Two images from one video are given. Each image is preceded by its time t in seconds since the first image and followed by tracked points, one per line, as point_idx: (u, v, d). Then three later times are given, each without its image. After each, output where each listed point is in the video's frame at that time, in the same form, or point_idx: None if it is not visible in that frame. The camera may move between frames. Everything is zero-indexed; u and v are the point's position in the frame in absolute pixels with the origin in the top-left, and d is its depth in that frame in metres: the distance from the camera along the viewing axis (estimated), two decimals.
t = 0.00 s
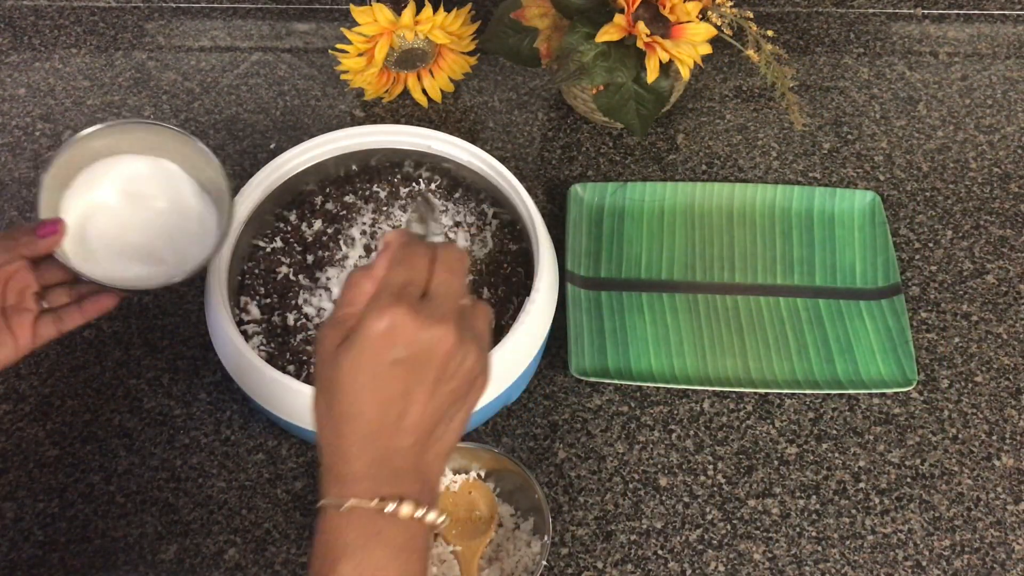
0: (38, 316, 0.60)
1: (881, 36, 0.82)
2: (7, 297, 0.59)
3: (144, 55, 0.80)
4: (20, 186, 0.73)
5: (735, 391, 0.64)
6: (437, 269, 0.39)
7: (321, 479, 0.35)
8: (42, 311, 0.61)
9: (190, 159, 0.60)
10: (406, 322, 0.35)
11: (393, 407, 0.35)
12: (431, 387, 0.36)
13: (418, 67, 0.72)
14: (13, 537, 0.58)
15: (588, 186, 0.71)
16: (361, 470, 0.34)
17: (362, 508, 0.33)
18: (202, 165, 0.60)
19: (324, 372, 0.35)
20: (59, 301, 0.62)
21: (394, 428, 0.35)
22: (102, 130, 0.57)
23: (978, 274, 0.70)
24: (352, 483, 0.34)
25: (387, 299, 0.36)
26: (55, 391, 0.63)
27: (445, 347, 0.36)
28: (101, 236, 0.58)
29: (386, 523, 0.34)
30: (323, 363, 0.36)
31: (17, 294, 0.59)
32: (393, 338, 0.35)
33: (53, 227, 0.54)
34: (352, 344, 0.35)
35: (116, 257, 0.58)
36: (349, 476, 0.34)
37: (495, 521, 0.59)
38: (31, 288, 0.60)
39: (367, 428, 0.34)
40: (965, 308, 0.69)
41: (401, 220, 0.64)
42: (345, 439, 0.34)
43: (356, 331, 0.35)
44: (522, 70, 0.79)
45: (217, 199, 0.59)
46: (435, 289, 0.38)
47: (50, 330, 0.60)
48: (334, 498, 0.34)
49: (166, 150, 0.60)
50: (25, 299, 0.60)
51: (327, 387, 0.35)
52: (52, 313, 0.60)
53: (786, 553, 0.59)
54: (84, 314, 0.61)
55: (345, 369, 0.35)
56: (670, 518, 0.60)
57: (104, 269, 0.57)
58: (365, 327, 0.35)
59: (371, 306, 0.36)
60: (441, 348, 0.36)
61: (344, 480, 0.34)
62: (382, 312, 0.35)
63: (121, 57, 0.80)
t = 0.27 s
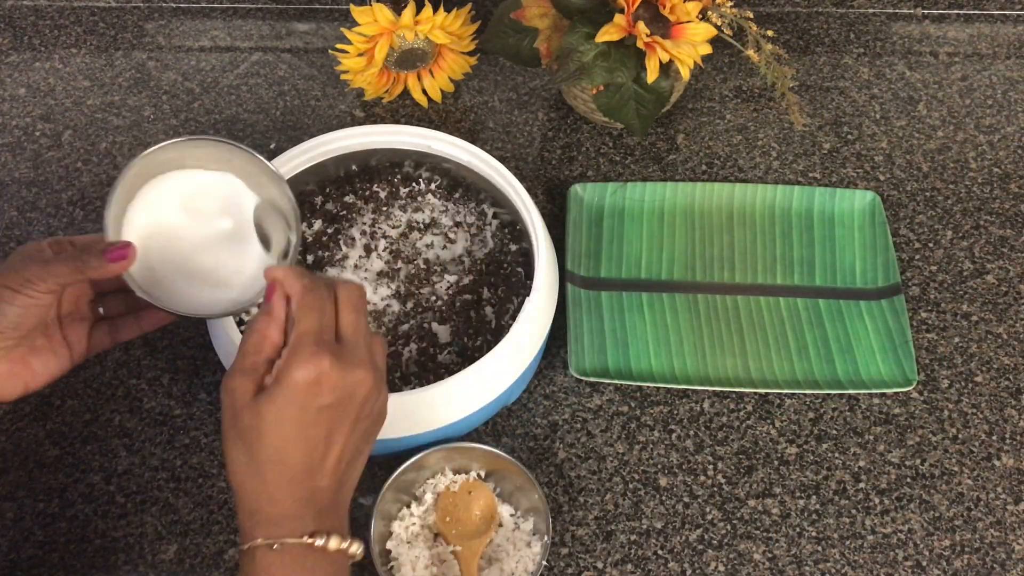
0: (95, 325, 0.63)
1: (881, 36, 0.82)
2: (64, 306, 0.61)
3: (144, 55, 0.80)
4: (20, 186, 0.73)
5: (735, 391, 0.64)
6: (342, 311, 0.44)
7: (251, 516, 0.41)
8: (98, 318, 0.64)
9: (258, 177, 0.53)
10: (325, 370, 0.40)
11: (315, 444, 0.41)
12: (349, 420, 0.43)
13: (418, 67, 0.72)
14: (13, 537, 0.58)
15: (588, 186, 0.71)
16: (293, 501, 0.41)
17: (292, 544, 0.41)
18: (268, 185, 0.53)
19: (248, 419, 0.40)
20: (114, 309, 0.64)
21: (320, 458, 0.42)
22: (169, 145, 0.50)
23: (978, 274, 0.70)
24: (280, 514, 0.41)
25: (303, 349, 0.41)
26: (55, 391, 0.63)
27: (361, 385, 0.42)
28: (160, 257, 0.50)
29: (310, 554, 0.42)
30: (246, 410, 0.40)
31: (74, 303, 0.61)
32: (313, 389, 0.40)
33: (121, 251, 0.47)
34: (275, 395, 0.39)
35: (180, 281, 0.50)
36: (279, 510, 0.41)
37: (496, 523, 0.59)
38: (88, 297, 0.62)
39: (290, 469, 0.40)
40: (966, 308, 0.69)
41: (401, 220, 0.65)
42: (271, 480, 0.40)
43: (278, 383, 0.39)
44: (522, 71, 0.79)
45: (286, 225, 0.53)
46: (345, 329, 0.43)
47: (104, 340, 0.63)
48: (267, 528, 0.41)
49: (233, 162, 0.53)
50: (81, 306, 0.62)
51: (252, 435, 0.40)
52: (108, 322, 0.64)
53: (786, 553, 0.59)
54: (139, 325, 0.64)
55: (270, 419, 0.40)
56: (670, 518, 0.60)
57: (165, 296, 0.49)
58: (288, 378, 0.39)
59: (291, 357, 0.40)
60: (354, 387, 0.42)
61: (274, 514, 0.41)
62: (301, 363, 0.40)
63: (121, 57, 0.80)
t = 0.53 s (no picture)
0: (110, 318, 0.62)
1: (881, 36, 0.82)
2: (81, 299, 0.60)
3: (144, 55, 0.80)
4: (20, 186, 0.73)
5: (735, 391, 0.64)
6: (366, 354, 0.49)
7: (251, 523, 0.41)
8: (115, 311, 0.62)
9: (273, 172, 0.54)
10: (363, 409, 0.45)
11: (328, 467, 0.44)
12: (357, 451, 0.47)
13: (418, 67, 0.72)
14: (13, 537, 0.58)
15: (588, 187, 0.71)
16: (294, 516, 0.42)
17: (294, 556, 0.41)
18: (286, 179, 0.54)
19: (284, 429, 0.42)
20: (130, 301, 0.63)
21: (322, 481, 0.45)
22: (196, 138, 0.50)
23: (978, 274, 0.70)
24: (284, 524, 0.42)
25: (349, 382, 0.45)
26: (55, 391, 0.63)
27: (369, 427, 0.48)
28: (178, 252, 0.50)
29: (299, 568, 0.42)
30: (279, 421, 0.42)
31: (91, 295, 0.60)
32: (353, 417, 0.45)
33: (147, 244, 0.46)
34: (322, 413, 0.43)
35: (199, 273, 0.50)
36: (288, 520, 0.42)
37: (496, 523, 0.58)
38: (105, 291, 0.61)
39: (309, 484, 0.43)
40: (966, 308, 0.69)
41: (401, 220, 0.65)
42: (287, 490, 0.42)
43: (328, 402, 0.44)
44: (522, 71, 0.79)
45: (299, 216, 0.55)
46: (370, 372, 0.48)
47: (121, 333, 0.62)
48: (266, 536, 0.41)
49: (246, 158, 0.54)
50: (98, 300, 0.61)
51: (285, 445, 0.42)
52: (125, 315, 0.63)
53: (786, 553, 0.59)
54: (156, 319, 0.63)
55: (311, 436, 0.43)
56: (670, 518, 0.60)
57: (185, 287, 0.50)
58: (337, 403, 0.44)
59: (340, 384, 0.45)
60: (370, 426, 0.47)
61: (275, 523, 0.41)
62: (348, 392, 0.45)
63: (121, 57, 0.80)
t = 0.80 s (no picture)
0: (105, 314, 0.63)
1: (881, 36, 0.82)
2: (75, 297, 0.62)
3: (144, 55, 0.80)
4: (20, 185, 0.73)
5: (736, 391, 0.64)
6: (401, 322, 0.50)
7: (286, 476, 0.41)
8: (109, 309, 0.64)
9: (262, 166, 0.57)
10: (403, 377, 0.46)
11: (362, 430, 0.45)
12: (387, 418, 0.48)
13: (418, 67, 0.72)
14: (13, 537, 0.58)
15: (588, 186, 0.71)
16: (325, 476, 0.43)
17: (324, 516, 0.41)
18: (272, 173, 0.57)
19: (329, 389, 0.42)
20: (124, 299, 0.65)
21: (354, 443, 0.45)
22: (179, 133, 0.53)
23: (978, 274, 0.70)
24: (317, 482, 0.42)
25: (393, 349, 0.46)
26: (55, 391, 0.63)
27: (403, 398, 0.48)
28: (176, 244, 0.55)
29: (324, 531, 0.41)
30: (324, 378, 0.42)
31: (85, 293, 0.62)
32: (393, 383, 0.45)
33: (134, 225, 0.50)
34: (368, 377, 0.44)
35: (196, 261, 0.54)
36: (320, 478, 0.42)
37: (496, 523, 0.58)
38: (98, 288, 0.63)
39: (344, 444, 0.43)
40: (966, 308, 0.68)
41: (401, 220, 0.66)
42: (323, 448, 0.42)
43: (373, 366, 0.44)
44: (522, 70, 0.79)
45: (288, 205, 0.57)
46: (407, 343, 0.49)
47: (115, 328, 0.63)
48: (299, 492, 0.41)
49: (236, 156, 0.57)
50: (92, 298, 0.63)
51: (328, 403, 0.42)
52: (119, 311, 0.64)
53: (786, 553, 0.59)
54: (150, 313, 0.64)
55: (353, 397, 0.43)
56: (670, 518, 0.60)
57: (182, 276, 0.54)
58: (381, 367, 0.44)
59: (385, 349, 0.45)
60: (405, 397, 0.47)
61: (310, 482, 0.41)
62: (391, 358, 0.45)
63: (121, 58, 0.80)
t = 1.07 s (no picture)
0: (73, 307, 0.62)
1: (881, 36, 0.82)
2: (42, 290, 0.61)
3: (144, 55, 0.80)
4: (20, 185, 0.73)
5: (736, 391, 0.64)
6: (489, 272, 0.50)
7: (355, 399, 0.41)
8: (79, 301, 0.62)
9: (222, 151, 0.60)
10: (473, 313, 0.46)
11: (436, 364, 0.44)
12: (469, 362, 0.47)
13: (418, 67, 0.72)
14: (13, 537, 0.58)
15: (588, 186, 0.71)
16: (399, 406, 0.42)
17: (391, 445, 0.40)
18: (228, 153, 0.59)
19: (396, 319, 0.44)
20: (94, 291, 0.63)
21: (431, 380, 0.45)
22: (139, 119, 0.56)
23: (978, 274, 0.70)
24: (387, 410, 0.41)
25: (461, 286, 0.46)
26: (55, 391, 0.63)
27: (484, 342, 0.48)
28: (139, 229, 0.57)
29: (390, 461, 0.40)
30: (390, 312, 0.44)
31: (54, 286, 0.61)
32: (461, 315, 0.45)
33: (95, 208, 0.54)
34: (432, 310, 0.44)
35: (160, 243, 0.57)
36: (390, 407, 0.42)
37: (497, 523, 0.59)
38: (67, 280, 0.61)
39: (416, 377, 0.43)
40: (966, 308, 0.69)
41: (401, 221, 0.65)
42: (390, 375, 0.42)
43: (440, 301, 0.45)
44: (522, 70, 0.79)
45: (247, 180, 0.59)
46: (489, 284, 0.49)
47: (86, 320, 0.62)
48: (366, 416, 0.41)
49: (196, 143, 0.60)
50: (60, 291, 0.61)
51: (394, 331, 0.43)
52: (88, 303, 0.62)
53: (786, 553, 0.59)
54: (120, 302, 0.63)
55: (418, 326, 0.44)
56: (670, 518, 0.60)
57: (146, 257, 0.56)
58: (449, 302, 0.45)
59: (456, 287, 0.46)
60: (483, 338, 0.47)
61: (378, 412, 0.41)
62: (461, 295, 0.46)
63: (121, 58, 0.80)
